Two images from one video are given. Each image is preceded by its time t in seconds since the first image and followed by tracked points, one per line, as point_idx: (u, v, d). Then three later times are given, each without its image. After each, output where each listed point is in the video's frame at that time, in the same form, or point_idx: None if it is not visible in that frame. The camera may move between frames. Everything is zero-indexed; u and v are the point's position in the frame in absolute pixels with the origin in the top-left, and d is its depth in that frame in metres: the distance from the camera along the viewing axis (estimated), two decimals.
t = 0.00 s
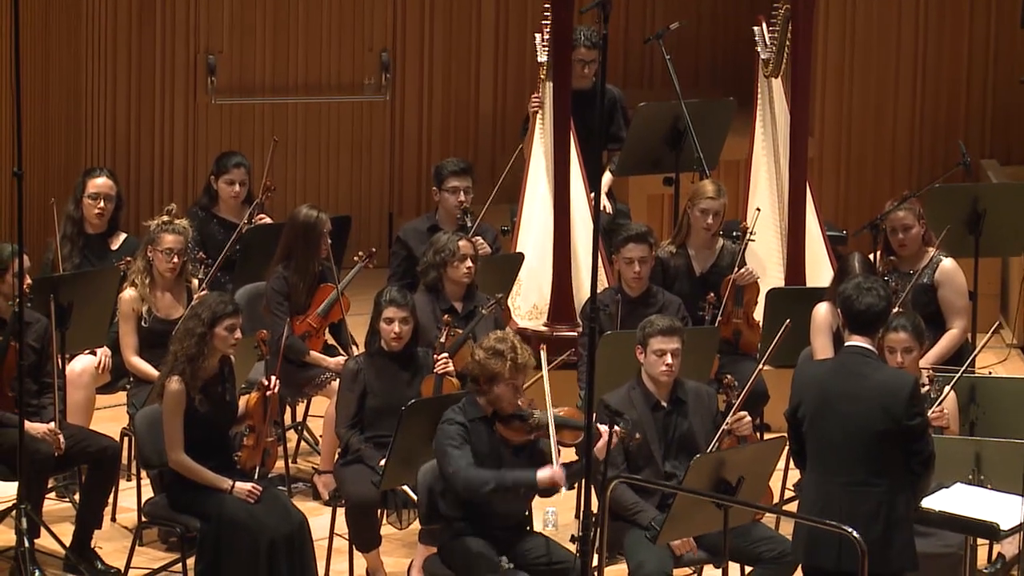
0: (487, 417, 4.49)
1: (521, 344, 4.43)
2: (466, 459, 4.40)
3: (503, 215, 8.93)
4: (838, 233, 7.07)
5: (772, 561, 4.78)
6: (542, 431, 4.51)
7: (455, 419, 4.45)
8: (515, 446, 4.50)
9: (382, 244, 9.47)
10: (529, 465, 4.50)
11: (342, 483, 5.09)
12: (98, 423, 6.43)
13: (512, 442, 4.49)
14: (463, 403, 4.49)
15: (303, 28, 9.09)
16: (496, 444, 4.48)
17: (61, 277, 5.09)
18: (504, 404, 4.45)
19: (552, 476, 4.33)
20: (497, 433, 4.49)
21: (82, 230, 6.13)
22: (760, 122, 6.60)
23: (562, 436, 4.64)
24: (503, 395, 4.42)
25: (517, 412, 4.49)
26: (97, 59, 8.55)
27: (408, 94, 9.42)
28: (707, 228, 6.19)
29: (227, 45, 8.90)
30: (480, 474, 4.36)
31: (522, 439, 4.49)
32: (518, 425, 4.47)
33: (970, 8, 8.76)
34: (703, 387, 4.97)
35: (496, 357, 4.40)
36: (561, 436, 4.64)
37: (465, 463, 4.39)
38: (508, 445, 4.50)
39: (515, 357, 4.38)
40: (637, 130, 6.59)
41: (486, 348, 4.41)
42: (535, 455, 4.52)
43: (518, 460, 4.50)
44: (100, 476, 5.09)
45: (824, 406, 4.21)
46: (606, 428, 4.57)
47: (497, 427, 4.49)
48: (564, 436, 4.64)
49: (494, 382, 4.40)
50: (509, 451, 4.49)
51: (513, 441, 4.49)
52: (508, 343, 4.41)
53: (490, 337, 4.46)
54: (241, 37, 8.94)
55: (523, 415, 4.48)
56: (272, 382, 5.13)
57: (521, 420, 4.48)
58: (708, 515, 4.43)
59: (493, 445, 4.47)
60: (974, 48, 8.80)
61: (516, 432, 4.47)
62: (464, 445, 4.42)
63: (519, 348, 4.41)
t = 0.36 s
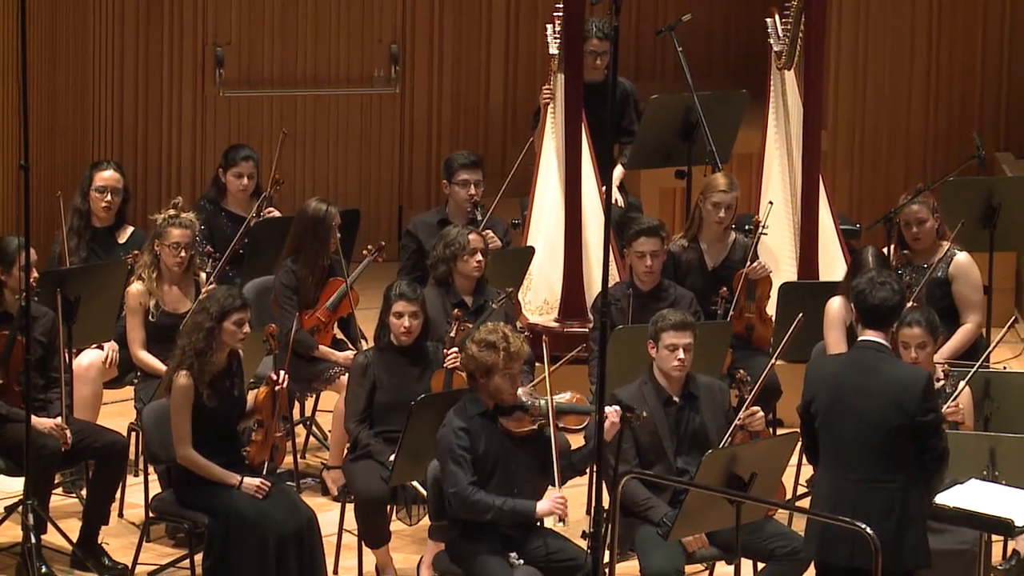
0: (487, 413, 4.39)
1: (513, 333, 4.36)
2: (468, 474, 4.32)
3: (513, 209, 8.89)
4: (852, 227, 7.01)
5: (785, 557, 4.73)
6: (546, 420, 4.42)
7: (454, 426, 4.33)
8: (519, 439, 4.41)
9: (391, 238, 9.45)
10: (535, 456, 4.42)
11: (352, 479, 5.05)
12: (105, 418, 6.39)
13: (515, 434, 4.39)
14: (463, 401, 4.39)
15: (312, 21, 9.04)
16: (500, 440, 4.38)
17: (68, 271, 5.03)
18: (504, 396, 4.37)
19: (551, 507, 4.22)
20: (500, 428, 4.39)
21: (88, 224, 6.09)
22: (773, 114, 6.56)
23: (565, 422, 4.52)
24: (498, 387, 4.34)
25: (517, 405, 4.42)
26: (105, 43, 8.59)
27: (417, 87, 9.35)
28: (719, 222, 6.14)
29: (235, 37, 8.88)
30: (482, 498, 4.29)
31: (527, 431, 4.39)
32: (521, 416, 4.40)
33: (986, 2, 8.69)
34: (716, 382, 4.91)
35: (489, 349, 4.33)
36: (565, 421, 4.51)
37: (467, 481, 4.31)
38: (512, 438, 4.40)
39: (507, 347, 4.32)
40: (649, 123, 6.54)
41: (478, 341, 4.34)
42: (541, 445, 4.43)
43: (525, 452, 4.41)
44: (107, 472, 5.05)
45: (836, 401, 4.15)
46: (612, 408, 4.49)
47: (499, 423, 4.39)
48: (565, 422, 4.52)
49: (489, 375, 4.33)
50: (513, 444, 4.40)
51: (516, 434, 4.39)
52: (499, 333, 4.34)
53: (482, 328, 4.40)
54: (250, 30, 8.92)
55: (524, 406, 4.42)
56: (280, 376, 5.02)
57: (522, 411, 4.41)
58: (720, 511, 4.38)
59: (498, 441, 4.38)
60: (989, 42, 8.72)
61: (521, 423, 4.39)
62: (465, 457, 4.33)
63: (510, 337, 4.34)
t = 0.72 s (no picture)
0: (488, 410, 4.31)
1: (505, 326, 4.24)
2: (466, 478, 4.24)
3: (522, 202, 8.83)
4: (865, 220, 6.93)
5: (797, 556, 4.64)
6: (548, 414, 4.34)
7: (452, 426, 4.26)
8: (520, 434, 4.32)
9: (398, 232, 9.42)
10: (537, 453, 4.33)
11: (360, 476, 4.98)
12: (109, 414, 6.33)
13: (517, 428, 4.31)
14: (463, 400, 4.32)
15: (319, 15, 9.04)
16: (502, 437, 4.29)
17: (71, 265, 4.96)
18: (501, 390, 4.28)
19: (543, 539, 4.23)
20: (500, 425, 4.31)
21: (93, 217, 6.02)
22: (786, 107, 6.48)
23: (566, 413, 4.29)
24: (493, 380, 4.25)
25: (516, 399, 4.31)
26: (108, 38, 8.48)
27: (426, 79, 9.41)
28: (731, 215, 6.06)
29: (241, 27, 8.85)
30: (479, 508, 4.22)
31: (528, 425, 4.31)
32: (524, 409, 4.30)
33: None
34: (727, 377, 4.85)
35: (481, 343, 4.23)
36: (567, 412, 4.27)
37: (464, 487, 4.24)
38: (512, 433, 4.31)
39: (499, 340, 4.21)
40: (660, 115, 6.46)
41: (470, 336, 4.23)
42: (542, 440, 4.34)
43: (526, 448, 4.32)
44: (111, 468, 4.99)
45: (851, 397, 4.07)
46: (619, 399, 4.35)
47: (500, 419, 4.31)
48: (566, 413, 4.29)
49: (483, 370, 4.24)
50: (514, 440, 4.31)
51: (518, 428, 4.31)
52: (490, 326, 4.23)
53: (475, 322, 4.28)
54: (256, 23, 8.90)
55: (525, 399, 4.31)
56: (286, 372, 4.98)
57: (524, 404, 4.30)
58: (732, 508, 4.30)
59: (498, 438, 4.29)
60: (1003, 35, 8.75)
61: (521, 417, 4.30)
62: (464, 458, 4.25)
63: (503, 330, 4.22)
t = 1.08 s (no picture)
0: (489, 405, 4.24)
1: (501, 321, 4.21)
2: (464, 471, 4.15)
3: (525, 195, 8.80)
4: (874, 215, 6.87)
5: (804, 554, 4.57)
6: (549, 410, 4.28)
7: (452, 421, 4.18)
8: (521, 430, 4.26)
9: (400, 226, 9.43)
10: (538, 448, 4.27)
11: (361, 473, 4.91)
12: (108, 410, 6.28)
13: (518, 423, 4.24)
14: (462, 397, 4.25)
15: (321, 9, 9.19)
16: (503, 432, 4.23)
17: (70, 260, 4.90)
18: (498, 385, 4.23)
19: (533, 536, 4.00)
20: (501, 420, 4.24)
21: (92, 211, 5.97)
22: (793, 101, 6.45)
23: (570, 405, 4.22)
24: (489, 375, 4.19)
25: (517, 394, 4.27)
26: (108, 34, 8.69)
27: (427, 69, 9.39)
28: (737, 210, 5.99)
29: (241, 20, 9.05)
30: (475, 500, 4.09)
31: (529, 419, 4.26)
32: (524, 404, 4.24)
33: None
34: (734, 373, 4.77)
35: (476, 339, 4.18)
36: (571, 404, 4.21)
37: (463, 479, 4.14)
38: (514, 429, 4.25)
39: (494, 335, 4.16)
40: (666, 109, 6.39)
41: (466, 330, 4.20)
42: (543, 435, 4.29)
43: (528, 443, 4.26)
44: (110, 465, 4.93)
45: (859, 393, 4.00)
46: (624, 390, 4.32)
47: (501, 414, 4.24)
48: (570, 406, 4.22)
49: (479, 365, 4.19)
50: (515, 436, 4.24)
51: (518, 424, 4.24)
52: (487, 321, 4.19)
53: (473, 318, 4.25)
54: (256, 17, 9.08)
55: (526, 394, 4.27)
56: (287, 368, 4.96)
57: (524, 399, 4.26)
58: (739, 506, 4.24)
59: (499, 433, 4.23)
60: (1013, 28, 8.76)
61: (521, 411, 4.23)
62: (464, 453, 4.16)
63: (499, 325, 4.18)
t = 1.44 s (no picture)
0: (484, 402, 4.13)
1: (497, 316, 4.09)
2: (455, 465, 4.06)
3: (526, 185, 8.69)
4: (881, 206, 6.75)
5: (812, 552, 4.44)
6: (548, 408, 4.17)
7: (444, 416, 4.09)
8: (517, 428, 4.16)
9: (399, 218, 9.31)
10: (535, 447, 4.17)
11: (357, 470, 4.80)
12: (98, 405, 6.18)
13: (515, 421, 4.14)
14: (458, 392, 4.14)
15: None
16: (498, 430, 4.13)
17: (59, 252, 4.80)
18: (494, 381, 4.11)
19: (539, 506, 3.96)
20: (497, 418, 4.13)
21: (82, 202, 5.86)
22: (800, 88, 6.32)
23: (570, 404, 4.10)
24: (484, 371, 4.08)
25: (516, 390, 4.15)
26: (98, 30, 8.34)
27: (427, 61, 9.31)
28: (742, 200, 5.88)
29: (235, 7, 8.80)
30: (468, 490, 4.02)
31: (527, 418, 4.14)
32: (521, 400, 4.14)
33: None
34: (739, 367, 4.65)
35: (472, 333, 4.07)
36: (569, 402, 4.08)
37: (455, 471, 4.05)
38: (511, 427, 4.15)
39: (489, 330, 4.04)
40: (669, 97, 6.28)
41: (462, 324, 4.08)
42: (542, 432, 4.18)
43: (523, 442, 4.16)
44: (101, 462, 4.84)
45: (865, 388, 3.88)
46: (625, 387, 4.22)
47: (497, 412, 4.13)
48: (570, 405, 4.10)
49: (475, 361, 4.07)
50: (511, 433, 4.15)
51: (515, 422, 4.14)
52: (483, 316, 4.07)
53: (469, 312, 4.13)
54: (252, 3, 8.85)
55: (525, 391, 4.15)
56: (282, 363, 4.85)
57: (523, 396, 4.14)
58: (743, 503, 4.13)
59: (494, 431, 4.13)
60: None
61: (519, 409, 4.12)
62: (456, 448, 4.08)
63: (494, 319, 4.05)
